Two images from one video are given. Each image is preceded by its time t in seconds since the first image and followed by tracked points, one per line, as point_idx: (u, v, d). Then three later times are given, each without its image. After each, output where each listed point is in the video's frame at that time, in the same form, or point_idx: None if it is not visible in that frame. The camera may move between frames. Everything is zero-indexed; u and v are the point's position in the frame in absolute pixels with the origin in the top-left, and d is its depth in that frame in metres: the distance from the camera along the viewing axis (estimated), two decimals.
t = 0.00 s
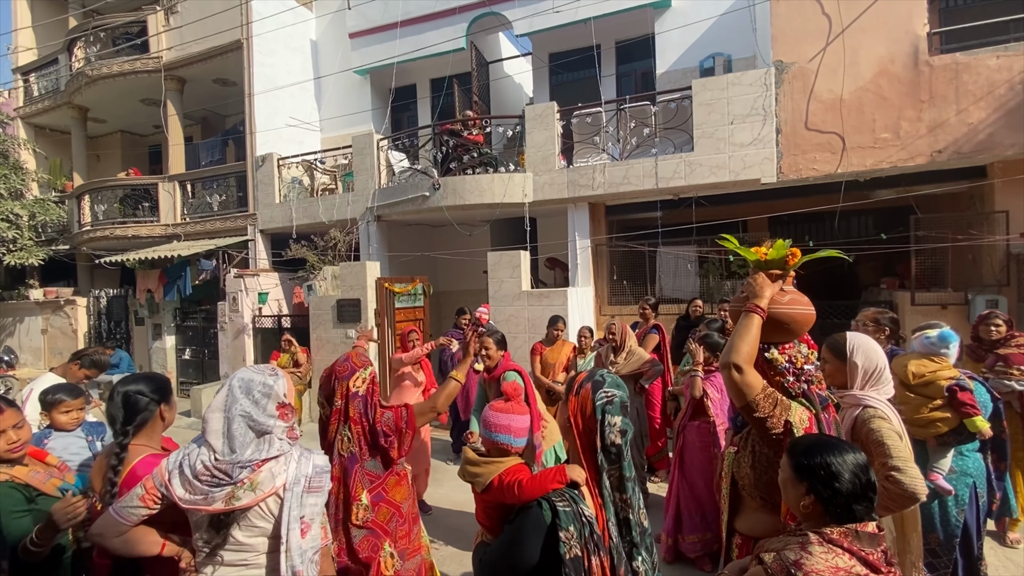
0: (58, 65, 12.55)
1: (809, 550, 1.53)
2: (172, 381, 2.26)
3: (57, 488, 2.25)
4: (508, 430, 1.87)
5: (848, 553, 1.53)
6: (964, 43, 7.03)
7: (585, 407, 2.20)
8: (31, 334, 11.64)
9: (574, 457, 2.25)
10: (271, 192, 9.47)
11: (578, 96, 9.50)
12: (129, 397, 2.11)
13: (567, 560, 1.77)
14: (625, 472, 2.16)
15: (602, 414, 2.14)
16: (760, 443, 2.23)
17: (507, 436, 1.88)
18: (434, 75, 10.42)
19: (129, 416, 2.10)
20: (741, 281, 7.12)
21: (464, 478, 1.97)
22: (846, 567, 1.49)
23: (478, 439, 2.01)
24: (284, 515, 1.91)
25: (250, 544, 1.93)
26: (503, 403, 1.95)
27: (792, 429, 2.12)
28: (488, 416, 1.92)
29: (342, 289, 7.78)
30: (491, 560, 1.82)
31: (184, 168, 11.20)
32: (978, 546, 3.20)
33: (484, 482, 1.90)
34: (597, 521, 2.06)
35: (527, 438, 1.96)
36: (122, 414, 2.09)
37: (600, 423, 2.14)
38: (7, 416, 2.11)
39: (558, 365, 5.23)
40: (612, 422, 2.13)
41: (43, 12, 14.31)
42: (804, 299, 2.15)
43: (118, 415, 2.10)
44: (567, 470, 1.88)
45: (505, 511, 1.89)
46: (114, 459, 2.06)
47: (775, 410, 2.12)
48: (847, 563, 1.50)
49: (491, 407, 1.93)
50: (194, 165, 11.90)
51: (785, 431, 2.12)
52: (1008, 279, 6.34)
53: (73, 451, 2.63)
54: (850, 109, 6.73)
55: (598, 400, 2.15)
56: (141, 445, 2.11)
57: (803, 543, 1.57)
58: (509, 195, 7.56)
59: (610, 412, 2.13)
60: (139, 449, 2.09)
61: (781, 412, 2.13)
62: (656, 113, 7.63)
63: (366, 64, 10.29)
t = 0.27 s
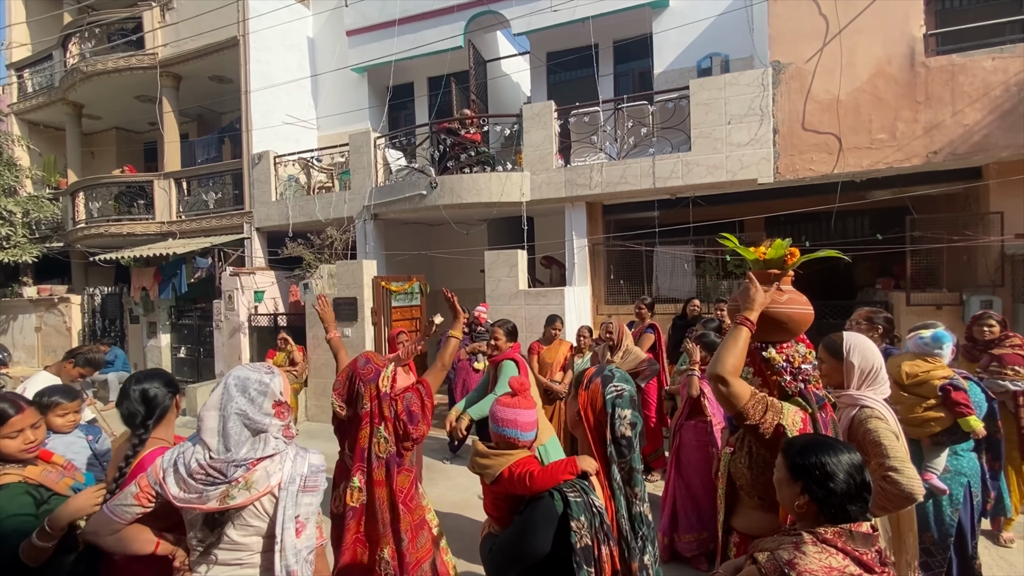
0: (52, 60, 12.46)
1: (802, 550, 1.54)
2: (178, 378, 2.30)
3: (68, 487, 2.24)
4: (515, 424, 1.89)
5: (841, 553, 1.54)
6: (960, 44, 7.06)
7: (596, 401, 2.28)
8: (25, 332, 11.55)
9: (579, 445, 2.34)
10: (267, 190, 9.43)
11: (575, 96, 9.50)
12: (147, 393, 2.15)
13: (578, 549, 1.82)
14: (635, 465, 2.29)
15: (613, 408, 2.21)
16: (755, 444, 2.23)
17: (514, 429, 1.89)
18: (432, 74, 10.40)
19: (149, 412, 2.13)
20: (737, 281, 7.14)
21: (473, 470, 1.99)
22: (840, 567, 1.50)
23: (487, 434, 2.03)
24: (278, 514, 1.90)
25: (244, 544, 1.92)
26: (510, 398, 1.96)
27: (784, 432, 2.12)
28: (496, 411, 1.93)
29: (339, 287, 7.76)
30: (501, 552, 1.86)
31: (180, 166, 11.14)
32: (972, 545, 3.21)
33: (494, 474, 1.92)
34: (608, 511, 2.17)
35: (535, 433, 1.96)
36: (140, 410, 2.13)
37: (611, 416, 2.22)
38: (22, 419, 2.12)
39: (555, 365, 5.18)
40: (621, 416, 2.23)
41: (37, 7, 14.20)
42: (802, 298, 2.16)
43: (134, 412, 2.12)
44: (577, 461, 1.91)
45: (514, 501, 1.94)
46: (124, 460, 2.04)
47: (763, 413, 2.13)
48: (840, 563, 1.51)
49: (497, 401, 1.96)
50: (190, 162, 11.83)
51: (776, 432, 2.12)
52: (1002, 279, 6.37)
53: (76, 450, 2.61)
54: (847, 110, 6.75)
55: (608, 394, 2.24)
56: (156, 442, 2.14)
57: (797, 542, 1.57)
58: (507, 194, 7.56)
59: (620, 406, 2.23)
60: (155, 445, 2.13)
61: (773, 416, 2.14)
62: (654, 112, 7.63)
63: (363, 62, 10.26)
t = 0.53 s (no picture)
0: (43, 55, 12.32)
1: (793, 549, 1.56)
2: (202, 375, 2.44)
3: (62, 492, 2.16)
4: (525, 421, 1.95)
5: (832, 553, 1.56)
6: (953, 47, 7.13)
7: (602, 398, 2.14)
8: (14, 330, 11.42)
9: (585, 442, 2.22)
10: (260, 188, 9.38)
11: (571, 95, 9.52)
12: (175, 388, 2.30)
13: (586, 541, 1.84)
14: (641, 459, 2.19)
15: (619, 404, 2.11)
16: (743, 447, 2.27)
17: (524, 426, 1.95)
18: (428, 72, 10.38)
19: (180, 405, 2.27)
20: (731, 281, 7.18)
21: (480, 465, 2.04)
22: (831, 567, 1.51)
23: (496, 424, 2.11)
24: (270, 514, 1.90)
25: (235, 544, 1.91)
26: (519, 394, 2.03)
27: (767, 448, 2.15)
28: (503, 408, 2.00)
29: (333, 286, 7.73)
30: (512, 547, 1.85)
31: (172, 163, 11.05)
32: (963, 543, 3.27)
33: (501, 469, 1.96)
34: (614, 506, 2.05)
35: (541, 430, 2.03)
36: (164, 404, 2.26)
37: (618, 413, 2.11)
38: (29, 423, 2.04)
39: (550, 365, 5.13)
40: (630, 412, 2.12)
41: (28, 1, 14.04)
42: (795, 298, 2.15)
43: (165, 405, 2.26)
44: (585, 456, 1.96)
45: (521, 496, 1.95)
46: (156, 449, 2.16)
47: (740, 433, 2.16)
48: (831, 562, 1.52)
49: (507, 400, 2.02)
50: (183, 159, 11.73)
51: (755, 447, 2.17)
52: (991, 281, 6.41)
53: (72, 450, 2.59)
54: (840, 111, 6.80)
55: (615, 391, 2.12)
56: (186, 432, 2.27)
57: (788, 542, 1.58)
58: (502, 193, 7.56)
59: (628, 402, 2.13)
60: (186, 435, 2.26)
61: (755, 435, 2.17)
62: (649, 113, 7.65)
63: (358, 60, 10.22)
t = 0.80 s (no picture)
0: (30, 50, 12.15)
1: (781, 549, 1.58)
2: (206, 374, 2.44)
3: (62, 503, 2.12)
4: (530, 423, 1.98)
5: (820, 554, 1.57)
6: (941, 52, 7.22)
7: (607, 401, 2.17)
8: None
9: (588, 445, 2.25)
10: (252, 186, 9.31)
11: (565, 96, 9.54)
12: (180, 385, 2.29)
13: (593, 539, 1.88)
14: (644, 460, 2.24)
15: (625, 407, 2.16)
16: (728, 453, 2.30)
17: (528, 428, 1.98)
18: (421, 71, 10.37)
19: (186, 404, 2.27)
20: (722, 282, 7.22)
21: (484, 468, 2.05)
22: (817, 567, 1.53)
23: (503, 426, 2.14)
24: (259, 516, 1.91)
25: (224, 546, 1.91)
26: (522, 398, 2.04)
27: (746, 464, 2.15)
28: (507, 411, 2.02)
29: (324, 285, 7.69)
30: (518, 549, 1.88)
31: (162, 160, 10.95)
32: (948, 542, 3.31)
33: (506, 471, 1.98)
34: (619, 507, 2.08)
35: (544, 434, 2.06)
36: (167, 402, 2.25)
37: (623, 415, 2.16)
38: (32, 427, 2.01)
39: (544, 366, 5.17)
40: (634, 414, 2.17)
41: None
42: (783, 301, 2.21)
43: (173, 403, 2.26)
44: (591, 456, 2.01)
45: (527, 498, 1.97)
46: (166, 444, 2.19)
47: (720, 451, 2.16)
48: (818, 562, 1.55)
49: (511, 399, 2.05)
50: (173, 156, 11.61)
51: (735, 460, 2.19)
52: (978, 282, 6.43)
53: (66, 455, 2.62)
54: (831, 114, 6.87)
55: (621, 394, 2.16)
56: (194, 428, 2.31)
57: (776, 542, 1.61)
58: (495, 193, 7.56)
59: (632, 405, 2.17)
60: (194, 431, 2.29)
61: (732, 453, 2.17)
62: (642, 114, 7.68)
63: (351, 58, 10.18)
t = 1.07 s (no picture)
0: (14, 44, 11.96)
1: (765, 547, 1.62)
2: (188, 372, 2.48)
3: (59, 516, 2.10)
4: (528, 424, 2.01)
5: (802, 551, 1.62)
6: (926, 57, 7.34)
7: (602, 399, 2.20)
8: None
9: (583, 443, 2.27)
10: (240, 183, 9.24)
11: (556, 96, 9.57)
12: (161, 384, 2.32)
13: (592, 536, 1.91)
14: (638, 457, 2.26)
15: (620, 405, 2.20)
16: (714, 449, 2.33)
17: (526, 428, 2.00)
18: (413, 70, 10.35)
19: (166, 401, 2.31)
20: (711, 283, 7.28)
21: (482, 469, 2.04)
22: (801, 566, 1.58)
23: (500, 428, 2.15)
24: (243, 518, 1.90)
25: (208, 548, 1.90)
26: (521, 398, 2.08)
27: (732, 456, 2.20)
28: (507, 411, 2.05)
29: (314, 284, 7.65)
30: (516, 548, 1.89)
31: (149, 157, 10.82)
32: (930, 541, 3.37)
33: (503, 471, 1.97)
34: (616, 503, 2.13)
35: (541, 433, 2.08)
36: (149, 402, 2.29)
37: (619, 414, 2.19)
38: (29, 430, 1.98)
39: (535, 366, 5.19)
40: (629, 413, 2.20)
41: None
42: (768, 301, 2.25)
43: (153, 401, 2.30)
44: (587, 455, 2.05)
45: (525, 496, 1.98)
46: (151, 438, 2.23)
47: (710, 441, 2.19)
48: (800, 561, 1.59)
49: (510, 400, 2.07)
50: (160, 153, 11.47)
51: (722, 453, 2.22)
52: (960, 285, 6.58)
53: (51, 466, 2.52)
54: (818, 118, 6.96)
55: (615, 393, 2.20)
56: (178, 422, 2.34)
57: (761, 541, 1.65)
58: (486, 193, 7.56)
59: (627, 403, 2.21)
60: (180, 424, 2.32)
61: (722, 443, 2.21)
62: (633, 115, 7.73)
63: (342, 56, 10.13)
